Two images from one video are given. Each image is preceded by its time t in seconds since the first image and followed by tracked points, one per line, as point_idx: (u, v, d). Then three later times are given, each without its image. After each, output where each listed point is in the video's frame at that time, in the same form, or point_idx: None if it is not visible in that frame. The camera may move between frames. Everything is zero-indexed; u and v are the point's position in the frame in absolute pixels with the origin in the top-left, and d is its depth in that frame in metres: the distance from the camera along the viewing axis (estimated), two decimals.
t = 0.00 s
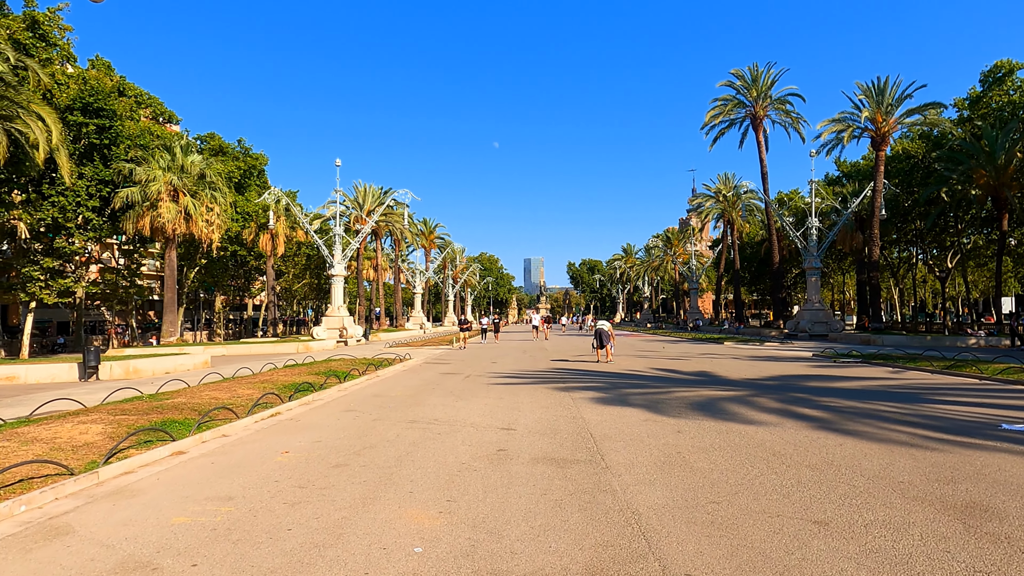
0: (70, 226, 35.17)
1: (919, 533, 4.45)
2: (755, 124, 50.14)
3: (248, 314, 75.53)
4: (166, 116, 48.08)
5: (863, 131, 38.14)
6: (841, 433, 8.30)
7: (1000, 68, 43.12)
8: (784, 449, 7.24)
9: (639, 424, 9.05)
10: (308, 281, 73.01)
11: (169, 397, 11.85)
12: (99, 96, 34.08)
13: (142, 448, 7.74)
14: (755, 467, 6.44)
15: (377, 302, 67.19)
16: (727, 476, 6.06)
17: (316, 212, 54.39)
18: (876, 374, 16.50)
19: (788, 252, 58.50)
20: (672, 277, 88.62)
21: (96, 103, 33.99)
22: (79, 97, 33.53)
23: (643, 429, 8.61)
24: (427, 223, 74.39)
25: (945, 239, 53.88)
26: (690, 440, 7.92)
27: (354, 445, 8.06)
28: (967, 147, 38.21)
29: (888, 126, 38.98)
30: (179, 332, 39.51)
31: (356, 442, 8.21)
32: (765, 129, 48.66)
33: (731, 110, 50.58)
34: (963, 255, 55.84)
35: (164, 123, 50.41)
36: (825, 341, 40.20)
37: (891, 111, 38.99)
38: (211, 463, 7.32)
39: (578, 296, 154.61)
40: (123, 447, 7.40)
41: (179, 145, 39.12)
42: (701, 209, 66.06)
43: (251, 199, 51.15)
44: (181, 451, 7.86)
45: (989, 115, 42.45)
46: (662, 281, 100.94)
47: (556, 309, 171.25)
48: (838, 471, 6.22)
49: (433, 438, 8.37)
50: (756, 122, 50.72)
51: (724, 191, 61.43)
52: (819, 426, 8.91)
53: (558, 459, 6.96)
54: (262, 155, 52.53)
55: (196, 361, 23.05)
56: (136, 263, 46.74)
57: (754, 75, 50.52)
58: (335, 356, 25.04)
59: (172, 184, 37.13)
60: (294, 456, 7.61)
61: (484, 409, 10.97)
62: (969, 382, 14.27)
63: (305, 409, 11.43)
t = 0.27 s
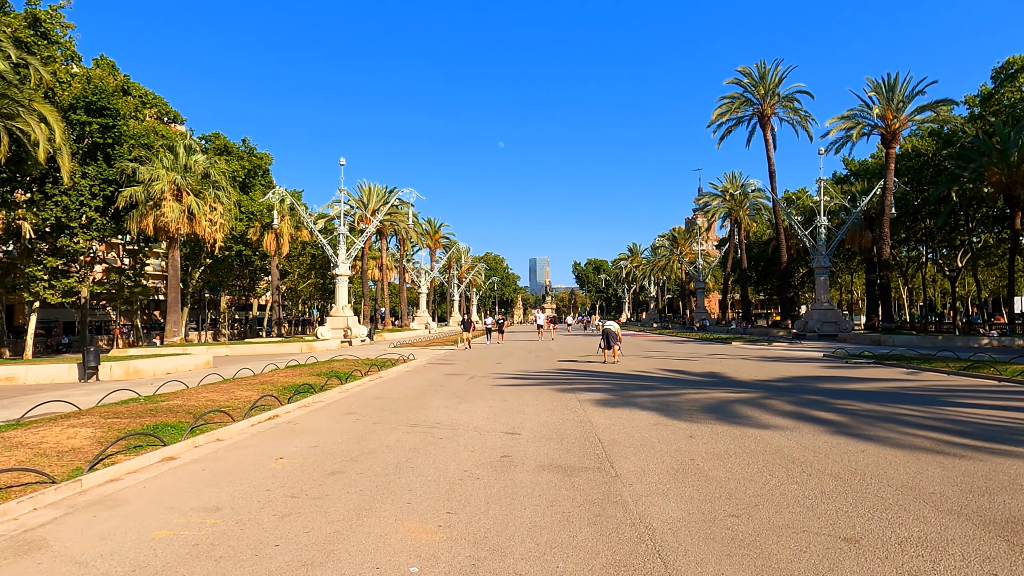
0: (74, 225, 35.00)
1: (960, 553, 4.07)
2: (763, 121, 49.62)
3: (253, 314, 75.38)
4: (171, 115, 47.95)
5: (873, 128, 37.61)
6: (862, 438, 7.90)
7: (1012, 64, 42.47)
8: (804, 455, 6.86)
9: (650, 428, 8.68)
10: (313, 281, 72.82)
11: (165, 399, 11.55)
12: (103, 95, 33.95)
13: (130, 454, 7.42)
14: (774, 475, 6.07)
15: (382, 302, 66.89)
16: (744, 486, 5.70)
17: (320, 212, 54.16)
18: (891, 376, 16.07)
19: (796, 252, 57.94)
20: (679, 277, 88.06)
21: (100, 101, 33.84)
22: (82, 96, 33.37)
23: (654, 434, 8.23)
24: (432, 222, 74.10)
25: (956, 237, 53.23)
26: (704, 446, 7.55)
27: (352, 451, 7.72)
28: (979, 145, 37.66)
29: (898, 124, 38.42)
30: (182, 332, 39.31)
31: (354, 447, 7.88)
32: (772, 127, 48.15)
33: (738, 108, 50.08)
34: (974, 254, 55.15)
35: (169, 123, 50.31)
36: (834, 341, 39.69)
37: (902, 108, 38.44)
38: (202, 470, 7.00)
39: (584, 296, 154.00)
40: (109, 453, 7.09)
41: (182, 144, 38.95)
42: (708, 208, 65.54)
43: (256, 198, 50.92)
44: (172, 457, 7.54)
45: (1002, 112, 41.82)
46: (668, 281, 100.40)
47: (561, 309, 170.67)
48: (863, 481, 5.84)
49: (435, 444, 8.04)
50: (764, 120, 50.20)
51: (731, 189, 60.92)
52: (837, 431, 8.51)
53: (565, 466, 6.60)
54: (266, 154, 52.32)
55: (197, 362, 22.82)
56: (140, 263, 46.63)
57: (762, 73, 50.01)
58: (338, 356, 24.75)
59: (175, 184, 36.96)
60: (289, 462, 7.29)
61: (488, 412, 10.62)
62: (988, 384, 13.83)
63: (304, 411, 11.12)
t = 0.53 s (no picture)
0: (74, 225, 34.78)
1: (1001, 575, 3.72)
2: (768, 119, 49.17)
3: (256, 314, 75.21)
4: (173, 115, 47.77)
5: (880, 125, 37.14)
6: (879, 444, 7.54)
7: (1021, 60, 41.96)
8: (819, 463, 6.52)
9: (656, 432, 8.34)
10: (317, 281, 72.57)
11: (157, 401, 11.26)
12: (104, 94, 33.77)
13: (112, 459, 7.11)
14: (789, 484, 5.73)
15: (385, 302, 66.64)
16: (759, 497, 5.35)
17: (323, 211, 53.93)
18: (902, 377, 15.69)
19: (802, 251, 57.44)
20: (683, 276, 87.58)
21: (101, 100, 33.66)
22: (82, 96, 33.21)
23: (660, 438, 7.89)
24: (435, 222, 73.77)
25: (964, 236, 52.65)
26: (714, 452, 7.19)
27: (345, 457, 7.38)
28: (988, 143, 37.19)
29: (906, 121, 37.95)
30: (183, 332, 39.07)
31: (347, 453, 7.54)
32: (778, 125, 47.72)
33: (744, 106, 49.66)
34: (981, 253, 54.69)
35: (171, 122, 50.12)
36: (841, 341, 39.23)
37: (909, 105, 37.99)
38: (188, 477, 6.66)
39: (587, 296, 153.61)
40: (90, 459, 6.77)
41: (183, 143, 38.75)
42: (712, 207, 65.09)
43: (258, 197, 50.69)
44: (158, 463, 7.22)
45: (1011, 109, 41.31)
46: (672, 281, 99.93)
47: (565, 309, 170.26)
48: (883, 491, 5.50)
49: (433, 449, 7.71)
50: (769, 118, 49.76)
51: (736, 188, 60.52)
52: (853, 435, 8.15)
53: (569, 474, 6.25)
54: (268, 154, 52.08)
55: (196, 362, 22.56)
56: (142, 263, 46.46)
57: (767, 71, 49.57)
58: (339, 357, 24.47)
59: (176, 183, 36.75)
60: (278, 468, 6.95)
61: (489, 414, 10.29)
62: (1003, 385, 13.45)
63: (300, 414, 10.80)
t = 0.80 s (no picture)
0: (72, 224, 34.44)
1: None
2: (772, 117, 48.74)
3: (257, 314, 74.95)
4: (173, 114, 47.48)
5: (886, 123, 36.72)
6: (896, 451, 7.16)
7: None
8: (835, 473, 6.15)
9: (661, 439, 7.98)
10: (318, 281, 72.27)
11: (145, 405, 10.92)
12: (102, 93, 33.51)
13: (88, 468, 6.76)
14: (804, 498, 5.37)
15: (386, 301, 66.35)
16: (773, 513, 4.99)
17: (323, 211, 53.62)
18: (913, 379, 15.31)
19: (806, 250, 56.98)
20: (685, 276, 87.16)
21: (100, 99, 33.38)
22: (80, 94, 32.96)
23: (665, 446, 7.53)
24: (437, 221, 73.40)
25: (970, 235, 52.16)
26: (723, 460, 6.83)
27: (335, 465, 7.03)
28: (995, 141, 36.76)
29: (912, 119, 37.49)
30: (182, 333, 38.78)
31: (336, 461, 7.19)
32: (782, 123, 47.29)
33: (747, 104, 49.25)
34: (987, 252, 54.25)
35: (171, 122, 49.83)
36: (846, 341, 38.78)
37: (916, 103, 37.54)
38: (167, 488, 6.30)
39: (589, 295, 153.23)
40: (64, 468, 6.42)
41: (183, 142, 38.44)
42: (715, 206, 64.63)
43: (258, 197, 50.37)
44: (137, 472, 6.87)
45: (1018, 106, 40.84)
46: (675, 280, 99.48)
47: (568, 309, 169.88)
48: (906, 505, 5.12)
49: (427, 456, 7.36)
50: (773, 116, 49.33)
51: (740, 187, 60.08)
52: (868, 442, 7.76)
53: (569, 486, 5.89)
54: (269, 153, 51.75)
55: (192, 364, 22.20)
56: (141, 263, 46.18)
57: (771, 68, 49.13)
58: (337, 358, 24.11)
59: (175, 182, 36.44)
60: (263, 478, 6.60)
61: (487, 419, 9.94)
62: (1018, 388, 13.07)
63: (293, 418, 10.45)
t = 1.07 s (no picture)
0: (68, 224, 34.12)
1: None
2: (774, 116, 48.38)
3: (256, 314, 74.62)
4: (171, 112, 47.15)
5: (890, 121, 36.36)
6: (914, 456, 6.81)
7: None
8: (851, 480, 5.82)
9: (666, 443, 7.66)
10: (317, 281, 71.93)
11: (132, 407, 10.59)
12: (99, 91, 33.21)
13: (61, 475, 6.40)
14: (821, 508, 5.02)
15: (386, 301, 66.03)
16: (790, 526, 4.63)
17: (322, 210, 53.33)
18: (921, 380, 14.96)
19: (808, 249, 56.62)
20: (687, 276, 86.82)
21: (96, 96, 33.12)
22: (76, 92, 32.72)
23: (671, 451, 7.18)
24: (437, 220, 73.07)
25: (973, 234, 51.79)
26: (732, 466, 6.48)
27: (323, 472, 6.68)
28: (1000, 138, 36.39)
29: (917, 116, 37.10)
30: (180, 333, 38.44)
31: (324, 468, 6.83)
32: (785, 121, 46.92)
33: (749, 102, 48.89)
34: (989, 251, 53.93)
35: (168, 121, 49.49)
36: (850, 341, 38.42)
37: (920, 100, 37.18)
38: (144, 497, 5.93)
39: (590, 295, 152.89)
40: (34, 476, 6.06)
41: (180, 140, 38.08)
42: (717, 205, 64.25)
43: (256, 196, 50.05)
44: (114, 479, 6.51)
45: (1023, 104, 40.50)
46: (676, 280, 99.16)
47: (568, 309, 169.52)
48: (932, 518, 4.78)
49: (421, 462, 7.02)
50: (775, 115, 48.97)
51: (741, 186, 59.71)
52: (881, 446, 7.41)
53: (570, 496, 5.53)
54: (268, 152, 51.39)
55: (187, 364, 21.91)
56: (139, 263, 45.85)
57: (773, 66, 48.77)
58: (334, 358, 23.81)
59: (172, 181, 36.11)
60: (246, 486, 6.24)
61: (484, 422, 9.59)
62: None
63: (282, 422, 10.10)
